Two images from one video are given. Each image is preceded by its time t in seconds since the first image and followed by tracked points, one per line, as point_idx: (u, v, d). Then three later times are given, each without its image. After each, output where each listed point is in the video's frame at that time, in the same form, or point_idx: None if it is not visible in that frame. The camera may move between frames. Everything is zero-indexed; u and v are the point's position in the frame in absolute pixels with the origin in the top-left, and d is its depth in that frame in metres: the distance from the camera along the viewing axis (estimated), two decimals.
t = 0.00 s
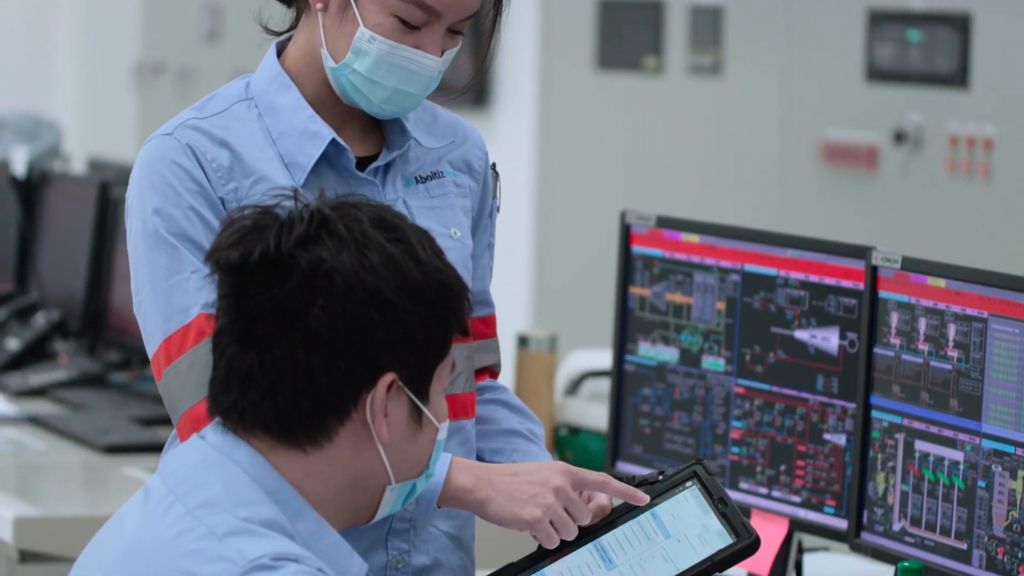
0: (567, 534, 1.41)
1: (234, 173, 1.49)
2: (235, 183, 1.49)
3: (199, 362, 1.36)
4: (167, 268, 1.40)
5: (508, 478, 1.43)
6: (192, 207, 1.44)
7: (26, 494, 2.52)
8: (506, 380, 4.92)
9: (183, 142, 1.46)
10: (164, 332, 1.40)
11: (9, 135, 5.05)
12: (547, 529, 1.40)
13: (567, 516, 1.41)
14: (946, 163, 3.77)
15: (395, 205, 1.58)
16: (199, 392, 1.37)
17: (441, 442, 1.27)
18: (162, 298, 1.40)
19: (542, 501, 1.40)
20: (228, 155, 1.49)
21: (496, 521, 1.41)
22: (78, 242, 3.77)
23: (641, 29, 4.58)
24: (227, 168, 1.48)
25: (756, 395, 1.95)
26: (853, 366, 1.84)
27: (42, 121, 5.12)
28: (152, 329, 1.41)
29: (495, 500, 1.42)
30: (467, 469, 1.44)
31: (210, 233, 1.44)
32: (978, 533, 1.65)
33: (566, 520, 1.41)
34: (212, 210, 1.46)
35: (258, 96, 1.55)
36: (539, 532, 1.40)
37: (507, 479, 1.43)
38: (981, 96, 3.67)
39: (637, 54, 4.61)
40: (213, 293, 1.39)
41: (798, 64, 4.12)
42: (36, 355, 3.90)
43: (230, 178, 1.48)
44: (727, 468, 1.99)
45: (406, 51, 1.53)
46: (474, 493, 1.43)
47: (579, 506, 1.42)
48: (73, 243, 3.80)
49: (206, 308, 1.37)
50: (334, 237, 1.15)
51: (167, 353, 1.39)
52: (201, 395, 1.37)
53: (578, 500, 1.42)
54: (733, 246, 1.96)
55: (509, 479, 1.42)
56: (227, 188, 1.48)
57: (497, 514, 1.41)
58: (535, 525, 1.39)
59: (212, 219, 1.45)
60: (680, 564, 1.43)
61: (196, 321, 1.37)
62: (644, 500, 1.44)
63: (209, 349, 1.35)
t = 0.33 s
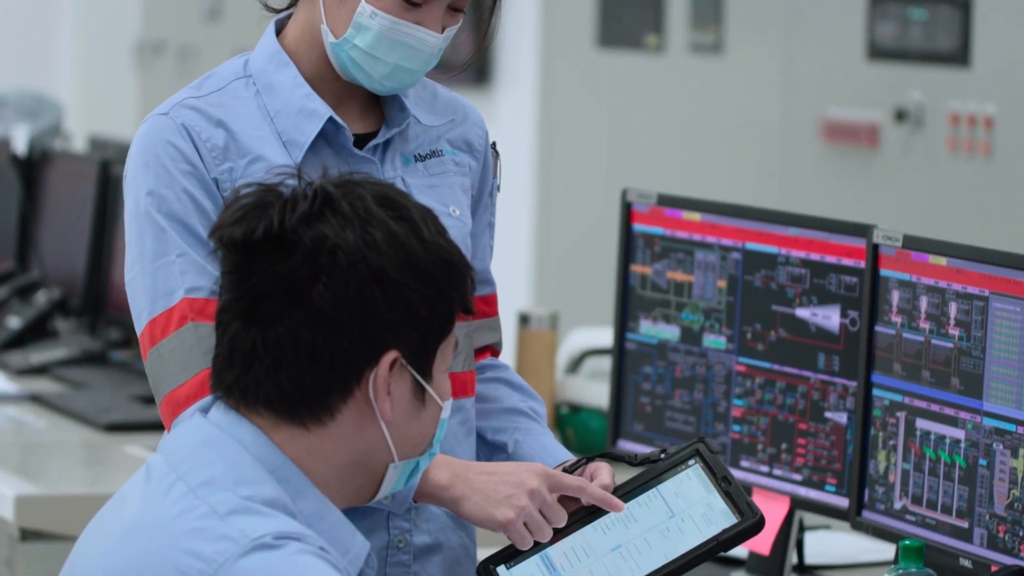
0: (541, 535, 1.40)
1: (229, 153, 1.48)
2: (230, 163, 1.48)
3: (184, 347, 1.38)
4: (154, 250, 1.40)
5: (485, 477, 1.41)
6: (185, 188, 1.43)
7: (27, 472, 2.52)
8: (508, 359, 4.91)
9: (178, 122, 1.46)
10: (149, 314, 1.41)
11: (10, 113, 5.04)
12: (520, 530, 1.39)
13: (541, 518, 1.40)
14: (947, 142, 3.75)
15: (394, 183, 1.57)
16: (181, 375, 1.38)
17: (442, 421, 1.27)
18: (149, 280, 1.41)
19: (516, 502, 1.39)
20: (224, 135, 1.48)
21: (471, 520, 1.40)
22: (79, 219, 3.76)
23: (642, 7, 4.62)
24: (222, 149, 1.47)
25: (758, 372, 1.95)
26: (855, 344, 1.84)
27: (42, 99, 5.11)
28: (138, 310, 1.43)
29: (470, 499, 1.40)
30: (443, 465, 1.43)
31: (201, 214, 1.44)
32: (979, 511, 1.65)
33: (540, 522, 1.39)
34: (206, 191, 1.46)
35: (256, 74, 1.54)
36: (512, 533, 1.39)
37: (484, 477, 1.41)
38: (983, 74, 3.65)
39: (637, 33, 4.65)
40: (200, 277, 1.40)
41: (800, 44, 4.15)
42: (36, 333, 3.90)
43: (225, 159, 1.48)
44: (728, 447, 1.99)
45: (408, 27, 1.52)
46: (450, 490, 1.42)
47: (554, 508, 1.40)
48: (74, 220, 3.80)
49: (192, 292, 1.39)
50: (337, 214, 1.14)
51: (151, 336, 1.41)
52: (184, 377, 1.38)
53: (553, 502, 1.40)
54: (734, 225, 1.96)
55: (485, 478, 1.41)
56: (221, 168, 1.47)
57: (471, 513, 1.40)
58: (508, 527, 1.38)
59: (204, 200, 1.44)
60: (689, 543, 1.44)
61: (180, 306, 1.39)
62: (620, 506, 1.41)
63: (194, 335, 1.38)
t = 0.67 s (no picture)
0: (543, 510, 1.40)
1: (232, 128, 1.47)
2: (234, 138, 1.47)
3: (188, 324, 1.38)
4: (158, 226, 1.40)
5: (488, 453, 1.41)
6: (188, 163, 1.42)
7: (28, 447, 2.52)
8: (509, 333, 4.91)
9: (181, 97, 1.45)
10: (153, 291, 1.40)
11: (12, 87, 5.03)
12: (523, 506, 1.39)
13: (545, 493, 1.40)
14: (949, 116, 3.73)
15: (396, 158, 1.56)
16: (188, 351, 1.38)
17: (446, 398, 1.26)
18: (153, 258, 1.40)
19: (519, 478, 1.39)
20: (227, 110, 1.47)
21: (473, 494, 1.40)
22: (79, 193, 3.76)
23: None
24: (225, 124, 1.47)
25: (759, 346, 1.95)
26: (856, 319, 1.83)
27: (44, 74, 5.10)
28: (141, 287, 1.42)
29: (473, 475, 1.40)
30: (448, 441, 1.41)
31: (204, 189, 1.43)
32: (981, 486, 1.64)
33: (544, 498, 1.39)
34: (210, 167, 1.45)
35: (259, 49, 1.53)
36: (516, 509, 1.39)
37: (487, 453, 1.41)
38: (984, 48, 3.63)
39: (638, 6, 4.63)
40: (204, 254, 1.39)
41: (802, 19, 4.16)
42: (37, 308, 3.90)
43: (228, 134, 1.47)
44: (729, 421, 1.99)
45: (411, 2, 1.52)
46: (454, 467, 1.41)
47: (557, 484, 1.40)
48: (75, 195, 3.79)
49: (196, 268, 1.38)
50: (337, 188, 1.13)
51: (155, 314, 1.40)
52: (189, 354, 1.37)
53: (556, 478, 1.40)
54: (736, 199, 1.96)
55: (488, 454, 1.40)
56: (224, 143, 1.46)
57: (473, 489, 1.40)
58: (511, 502, 1.38)
59: (208, 175, 1.43)
60: (690, 517, 1.44)
61: (184, 283, 1.38)
62: (624, 484, 1.40)
63: (198, 312, 1.37)
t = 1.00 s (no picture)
0: (546, 492, 1.41)
1: (236, 109, 1.47)
2: (237, 119, 1.46)
3: (191, 305, 1.37)
4: (162, 205, 1.39)
5: (490, 434, 1.41)
6: (192, 143, 1.42)
7: (29, 427, 2.52)
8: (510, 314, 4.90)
9: (186, 77, 1.44)
10: (157, 271, 1.40)
11: (13, 68, 5.02)
12: (526, 487, 1.40)
13: (547, 475, 1.41)
14: (950, 97, 3.72)
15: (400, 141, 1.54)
16: (191, 332, 1.37)
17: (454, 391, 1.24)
18: (157, 237, 1.40)
19: (522, 459, 1.40)
20: (231, 91, 1.47)
21: (476, 476, 1.41)
22: (79, 175, 3.75)
23: None
24: (229, 105, 1.46)
25: (760, 328, 1.95)
26: (857, 300, 1.83)
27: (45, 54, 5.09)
28: (145, 266, 1.42)
29: (477, 457, 1.40)
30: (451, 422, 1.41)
31: (208, 168, 1.43)
32: (981, 467, 1.64)
33: (546, 480, 1.41)
34: (214, 147, 1.44)
35: (262, 31, 1.52)
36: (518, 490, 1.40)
37: (488, 435, 1.41)
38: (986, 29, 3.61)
39: None
40: (207, 234, 1.39)
41: None
42: (38, 289, 3.90)
43: (232, 115, 1.46)
44: (730, 403, 2.00)
45: None
46: (456, 447, 1.40)
47: (560, 465, 1.41)
48: (75, 175, 3.79)
49: (200, 248, 1.38)
50: (351, 169, 1.13)
51: (159, 293, 1.40)
52: (193, 335, 1.37)
53: (558, 459, 1.41)
54: (738, 179, 1.96)
55: (490, 435, 1.41)
56: (228, 124, 1.45)
57: (477, 471, 1.40)
58: (514, 484, 1.39)
59: (211, 155, 1.43)
60: (692, 502, 1.44)
61: (189, 263, 1.38)
62: (626, 464, 1.44)
63: (203, 292, 1.37)
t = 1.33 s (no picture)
0: (514, 479, 1.37)
1: (233, 83, 1.46)
2: (234, 93, 1.45)
3: (168, 280, 1.37)
4: (148, 177, 1.38)
5: (459, 421, 1.36)
6: (184, 117, 1.40)
7: (30, 401, 2.52)
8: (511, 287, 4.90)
9: (183, 49, 1.43)
10: (139, 243, 1.40)
11: (14, 41, 5.01)
12: (493, 475, 1.36)
13: (515, 462, 1.37)
14: (950, 70, 3.70)
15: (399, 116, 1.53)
16: (166, 308, 1.37)
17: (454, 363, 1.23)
18: (141, 209, 1.39)
19: (489, 448, 1.35)
20: (229, 64, 1.46)
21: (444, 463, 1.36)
22: (80, 148, 3.75)
23: None
24: (226, 78, 1.45)
25: (761, 301, 1.95)
26: (858, 273, 1.82)
27: (46, 28, 5.07)
28: (129, 236, 1.42)
29: (444, 444, 1.36)
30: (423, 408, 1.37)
31: (199, 143, 1.41)
32: (983, 440, 1.63)
33: (514, 467, 1.36)
34: (208, 121, 1.43)
35: (264, 4, 1.51)
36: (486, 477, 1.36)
37: (458, 422, 1.36)
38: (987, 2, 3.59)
39: None
40: (191, 209, 1.37)
41: None
42: (40, 262, 3.90)
43: (228, 88, 1.45)
44: (732, 375, 2.00)
45: None
46: (425, 433, 1.36)
47: (528, 453, 1.36)
48: (76, 149, 3.79)
49: (180, 225, 1.37)
50: (353, 143, 1.12)
51: (139, 265, 1.40)
52: (168, 310, 1.37)
53: (527, 447, 1.36)
54: (738, 152, 1.96)
55: (458, 422, 1.36)
56: (224, 97, 1.44)
57: (444, 459, 1.36)
58: (481, 472, 1.35)
59: (203, 129, 1.41)
60: (700, 474, 1.43)
61: (168, 239, 1.37)
62: (593, 456, 1.40)
63: (180, 269, 1.37)
